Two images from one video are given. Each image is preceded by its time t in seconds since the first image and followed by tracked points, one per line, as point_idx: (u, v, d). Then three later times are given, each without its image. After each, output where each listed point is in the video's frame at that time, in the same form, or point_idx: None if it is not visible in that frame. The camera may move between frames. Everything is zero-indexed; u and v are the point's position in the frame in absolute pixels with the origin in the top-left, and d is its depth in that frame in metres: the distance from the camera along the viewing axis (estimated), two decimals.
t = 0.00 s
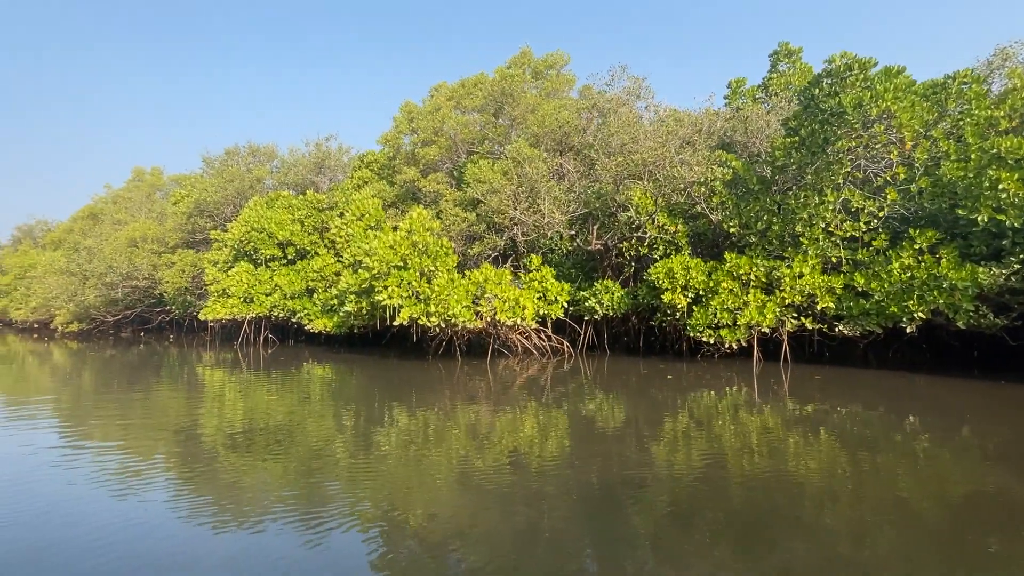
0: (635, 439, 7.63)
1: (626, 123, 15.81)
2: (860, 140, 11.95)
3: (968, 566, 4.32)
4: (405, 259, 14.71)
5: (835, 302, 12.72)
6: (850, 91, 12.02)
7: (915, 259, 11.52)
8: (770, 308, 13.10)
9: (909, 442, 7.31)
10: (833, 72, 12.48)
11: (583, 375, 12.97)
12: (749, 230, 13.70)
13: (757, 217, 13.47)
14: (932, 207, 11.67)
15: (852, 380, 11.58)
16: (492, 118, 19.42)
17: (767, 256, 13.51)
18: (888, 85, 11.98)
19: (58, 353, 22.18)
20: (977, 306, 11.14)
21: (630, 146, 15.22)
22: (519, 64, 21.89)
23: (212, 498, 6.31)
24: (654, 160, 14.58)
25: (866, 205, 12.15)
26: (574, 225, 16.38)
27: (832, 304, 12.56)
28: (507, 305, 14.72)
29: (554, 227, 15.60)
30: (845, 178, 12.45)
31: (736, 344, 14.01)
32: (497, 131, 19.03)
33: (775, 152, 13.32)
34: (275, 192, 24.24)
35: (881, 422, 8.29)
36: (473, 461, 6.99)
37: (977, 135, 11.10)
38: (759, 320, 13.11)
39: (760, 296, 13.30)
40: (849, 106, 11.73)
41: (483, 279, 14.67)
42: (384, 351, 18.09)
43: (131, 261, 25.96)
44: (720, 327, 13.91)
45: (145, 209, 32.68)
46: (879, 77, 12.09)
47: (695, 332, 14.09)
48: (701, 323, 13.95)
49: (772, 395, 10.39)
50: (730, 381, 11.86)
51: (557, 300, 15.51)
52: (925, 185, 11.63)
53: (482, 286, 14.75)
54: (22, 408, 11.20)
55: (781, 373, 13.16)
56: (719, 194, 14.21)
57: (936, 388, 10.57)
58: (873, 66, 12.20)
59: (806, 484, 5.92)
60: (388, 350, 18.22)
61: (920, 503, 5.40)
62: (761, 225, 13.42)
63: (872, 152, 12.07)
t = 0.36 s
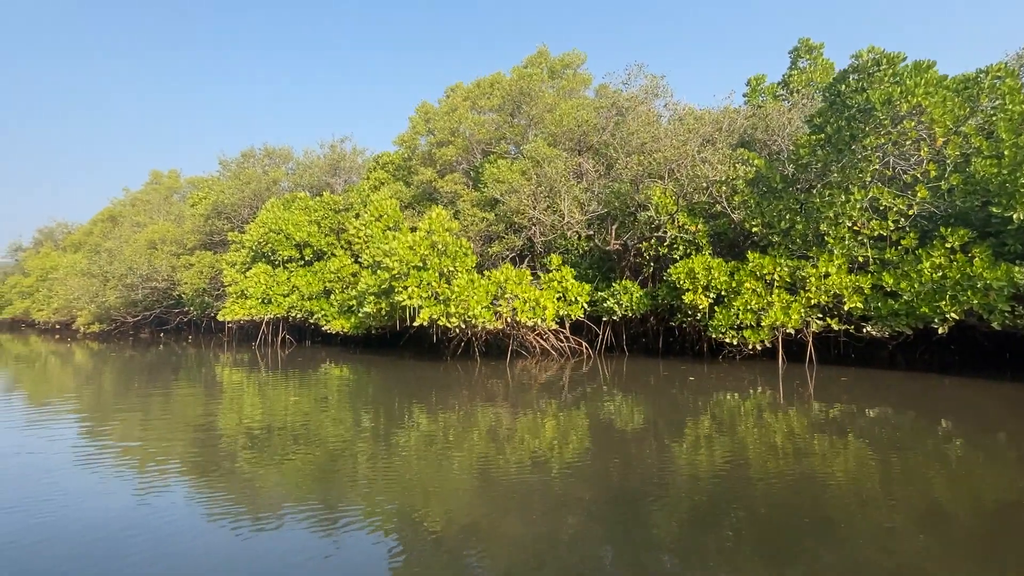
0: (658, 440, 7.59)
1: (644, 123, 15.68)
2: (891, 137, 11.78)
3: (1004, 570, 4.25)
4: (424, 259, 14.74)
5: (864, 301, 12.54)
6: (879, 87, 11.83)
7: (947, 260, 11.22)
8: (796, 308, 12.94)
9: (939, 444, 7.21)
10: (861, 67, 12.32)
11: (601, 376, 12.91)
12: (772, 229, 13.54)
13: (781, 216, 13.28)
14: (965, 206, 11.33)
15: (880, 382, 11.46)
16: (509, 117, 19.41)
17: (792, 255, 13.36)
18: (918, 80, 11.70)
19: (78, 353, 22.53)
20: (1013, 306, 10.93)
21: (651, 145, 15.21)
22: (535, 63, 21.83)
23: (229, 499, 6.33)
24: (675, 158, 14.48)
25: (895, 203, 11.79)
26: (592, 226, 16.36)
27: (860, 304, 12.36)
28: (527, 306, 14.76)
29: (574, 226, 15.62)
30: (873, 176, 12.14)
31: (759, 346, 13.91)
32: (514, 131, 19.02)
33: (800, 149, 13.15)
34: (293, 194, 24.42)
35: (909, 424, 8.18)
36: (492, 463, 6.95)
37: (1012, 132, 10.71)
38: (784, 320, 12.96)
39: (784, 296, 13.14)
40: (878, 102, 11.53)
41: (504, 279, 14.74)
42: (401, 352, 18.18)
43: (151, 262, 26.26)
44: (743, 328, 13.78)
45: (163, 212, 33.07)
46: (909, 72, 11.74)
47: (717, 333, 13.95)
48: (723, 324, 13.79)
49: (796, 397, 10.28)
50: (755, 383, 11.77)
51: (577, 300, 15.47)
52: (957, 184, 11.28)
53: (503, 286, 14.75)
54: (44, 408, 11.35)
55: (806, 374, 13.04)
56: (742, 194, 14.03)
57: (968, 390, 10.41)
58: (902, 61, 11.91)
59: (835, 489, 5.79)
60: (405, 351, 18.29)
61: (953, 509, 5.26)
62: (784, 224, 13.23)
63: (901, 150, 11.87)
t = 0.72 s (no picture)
0: (681, 441, 7.54)
1: (664, 119, 15.53)
2: (923, 131, 11.30)
3: None
4: (443, 259, 14.76)
5: (894, 299, 12.34)
6: (908, 80, 11.43)
7: (981, 257, 11.05)
8: (823, 307, 12.77)
9: (970, 446, 7.09)
10: (888, 59, 11.85)
11: (620, 376, 12.84)
12: (795, 227, 13.25)
13: (806, 214, 12.95)
14: (1001, 200, 11.01)
15: (909, 382, 11.32)
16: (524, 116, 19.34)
17: (817, 253, 13.18)
18: (950, 72, 11.33)
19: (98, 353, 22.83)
20: None
21: (672, 143, 15.20)
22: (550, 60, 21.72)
23: (247, 497, 6.34)
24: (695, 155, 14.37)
25: (927, 199, 11.62)
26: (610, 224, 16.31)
27: (889, 303, 12.18)
28: (547, 305, 14.61)
29: (593, 224, 15.58)
30: (903, 172, 11.84)
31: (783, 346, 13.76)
32: (530, 129, 18.96)
33: (825, 145, 12.82)
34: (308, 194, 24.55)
35: (938, 425, 8.05)
36: (511, 464, 6.92)
37: None
38: (809, 319, 12.80)
39: (809, 295, 12.98)
40: (909, 95, 11.12)
41: (523, 279, 14.60)
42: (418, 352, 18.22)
43: (169, 263, 26.54)
44: (769, 327, 13.62)
45: (179, 213, 33.39)
46: (938, 64, 11.44)
47: (740, 332, 13.82)
48: (747, 323, 13.66)
49: (821, 397, 10.15)
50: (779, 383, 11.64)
51: (597, 299, 15.40)
52: (992, 179, 10.93)
53: (522, 286, 14.66)
54: (64, 407, 11.48)
55: (832, 374, 12.90)
56: (764, 190, 13.84)
57: (1002, 391, 10.24)
58: (931, 52, 11.58)
59: (862, 492, 5.68)
60: (421, 351, 18.33)
61: (986, 512, 5.14)
62: (809, 222, 12.91)
63: (934, 143, 11.34)
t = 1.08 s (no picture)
0: (703, 442, 7.44)
1: (685, 115, 15.30)
2: (956, 123, 11.16)
3: None
4: (462, 257, 14.78)
5: (926, 297, 12.03)
6: (940, 72, 11.45)
7: (1017, 252, 10.74)
8: (851, 305, 12.54)
9: (1005, 447, 6.92)
10: (919, 50, 11.96)
11: (639, 375, 12.73)
12: (819, 223, 13.20)
13: (831, 209, 12.91)
14: None
15: (939, 382, 11.09)
16: (540, 113, 19.27)
17: (843, 250, 13.03)
18: (984, 62, 11.23)
19: (117, 352, 23.07)
20: None
21: (693, 137, 14.90)
22: (565, 56, 21.59)
23: (262, 497, 6.32)
24: (717, 151, 14.23)
25: (959, 192, 11.36)
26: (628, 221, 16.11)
27: (921, 300, 11.90)
28: (567, 303, 14.54)
29: (613, 222, 15.53)
30: (934, 166, 11.64)
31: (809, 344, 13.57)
32: (546, 126, 18.89)
33: (852, 138, 12.87)
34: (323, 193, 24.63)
35: (970, 427, 7.89)
36: (532, 464, 6.85)
37: None
38: (836, 317, 12.58)
39: (836, 292, 12.78)
40: (941, 86, 11.05)
41: (543, 277, 14.54)
42: (434, 352, 18.19)
43: (186, 263, 26.78)
44: (795, 326, 13.40)
45: (195, 214, 33.69)
46: (972, 54, 11.31)
47: (763, 331, 13.64)
48: (770, 321, 13.49)
49: (848, 398, 9.97)
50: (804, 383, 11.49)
51: (618, 298, 15.27)
52: None
53: (542, 284, 14.56)
54: (84, 406, 11.59)
55: (860, 373, 12.68)
56: (788, 186, 13.72)
57: None
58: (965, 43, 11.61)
59: (894, 494, 5.56)
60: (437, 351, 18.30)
61: None
62: (834, 217, 12.88)
63: (967, 136, 11.15)
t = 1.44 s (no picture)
0: (728, 442, 7.34)
1: (704, 109, 15.13)
2: (990, 114, 10.84)
3: None
4: (481, 255, 14.75)
5: (959, 294, 11.71)
6: (973, 60, 11.18)
7: None
8: (880, 301, 12.35)
9: None
10: (952, 38, 11.71)
11: (659, 374, 12.60)
12: (846, 218, 13.07)
13: (859, 204, 12.75)
14: None
15: (971, 382, 10.85)
16: (556, 110, 19.20)
17: (870, 245, 12.88)
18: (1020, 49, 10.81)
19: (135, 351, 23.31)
20: None
21: (714, 132, 14.75)
22: (580, 52, 21.48)
23: (277, 497, 6.29)
24: (741, 145, 14.19)
25: (994, 185, 11.04)
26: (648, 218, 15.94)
27: (954, 296, 11.57)
28: (588, 301, 14.48)
29: (634, 218, 15.47)
30: (967, 158, 11.37)
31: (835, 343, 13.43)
32: (562, 123, 18.82)
33: (881, 130, 12.66)
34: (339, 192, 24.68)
35: (1004, 427, 7.73)
36: (554, 464, 6.79)
37: None
38: (865, 314, 12.43)
39: (864, 289, 12.61)
40: (975, 76, 10.72)
41: (564, 275, 14.46)
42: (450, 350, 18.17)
43: (203, 263, 27.02)
44: (822, 323, 13.24)
45: (211, 214, 33.97)
46: (1008, 42, 11.02)
47: (789, 328, 13.49)
48: (795, 319, 13.32)
49: (877, 397, 9.79)
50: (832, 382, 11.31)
51: (639, 295, 15.19)
52: None
53: (563, 282, 14.48)
54: (104, 404, 11.73)
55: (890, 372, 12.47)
56: (813, 180, 13.59)
57: None
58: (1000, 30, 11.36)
59: (927, 495, 5.45)
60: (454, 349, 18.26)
61: None
62: (861, 212, 12.74)
63: (1001, 127, 10.89)
